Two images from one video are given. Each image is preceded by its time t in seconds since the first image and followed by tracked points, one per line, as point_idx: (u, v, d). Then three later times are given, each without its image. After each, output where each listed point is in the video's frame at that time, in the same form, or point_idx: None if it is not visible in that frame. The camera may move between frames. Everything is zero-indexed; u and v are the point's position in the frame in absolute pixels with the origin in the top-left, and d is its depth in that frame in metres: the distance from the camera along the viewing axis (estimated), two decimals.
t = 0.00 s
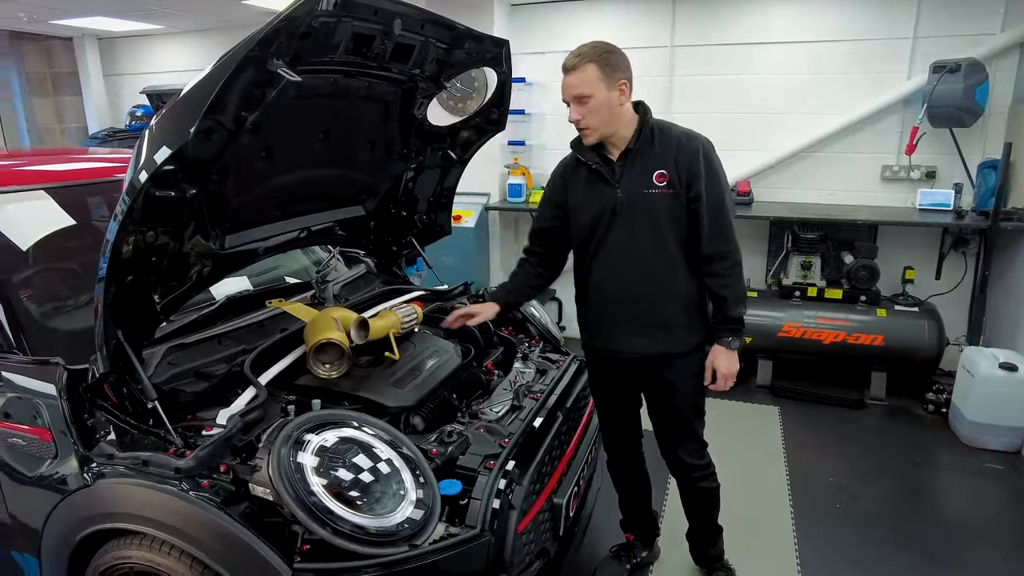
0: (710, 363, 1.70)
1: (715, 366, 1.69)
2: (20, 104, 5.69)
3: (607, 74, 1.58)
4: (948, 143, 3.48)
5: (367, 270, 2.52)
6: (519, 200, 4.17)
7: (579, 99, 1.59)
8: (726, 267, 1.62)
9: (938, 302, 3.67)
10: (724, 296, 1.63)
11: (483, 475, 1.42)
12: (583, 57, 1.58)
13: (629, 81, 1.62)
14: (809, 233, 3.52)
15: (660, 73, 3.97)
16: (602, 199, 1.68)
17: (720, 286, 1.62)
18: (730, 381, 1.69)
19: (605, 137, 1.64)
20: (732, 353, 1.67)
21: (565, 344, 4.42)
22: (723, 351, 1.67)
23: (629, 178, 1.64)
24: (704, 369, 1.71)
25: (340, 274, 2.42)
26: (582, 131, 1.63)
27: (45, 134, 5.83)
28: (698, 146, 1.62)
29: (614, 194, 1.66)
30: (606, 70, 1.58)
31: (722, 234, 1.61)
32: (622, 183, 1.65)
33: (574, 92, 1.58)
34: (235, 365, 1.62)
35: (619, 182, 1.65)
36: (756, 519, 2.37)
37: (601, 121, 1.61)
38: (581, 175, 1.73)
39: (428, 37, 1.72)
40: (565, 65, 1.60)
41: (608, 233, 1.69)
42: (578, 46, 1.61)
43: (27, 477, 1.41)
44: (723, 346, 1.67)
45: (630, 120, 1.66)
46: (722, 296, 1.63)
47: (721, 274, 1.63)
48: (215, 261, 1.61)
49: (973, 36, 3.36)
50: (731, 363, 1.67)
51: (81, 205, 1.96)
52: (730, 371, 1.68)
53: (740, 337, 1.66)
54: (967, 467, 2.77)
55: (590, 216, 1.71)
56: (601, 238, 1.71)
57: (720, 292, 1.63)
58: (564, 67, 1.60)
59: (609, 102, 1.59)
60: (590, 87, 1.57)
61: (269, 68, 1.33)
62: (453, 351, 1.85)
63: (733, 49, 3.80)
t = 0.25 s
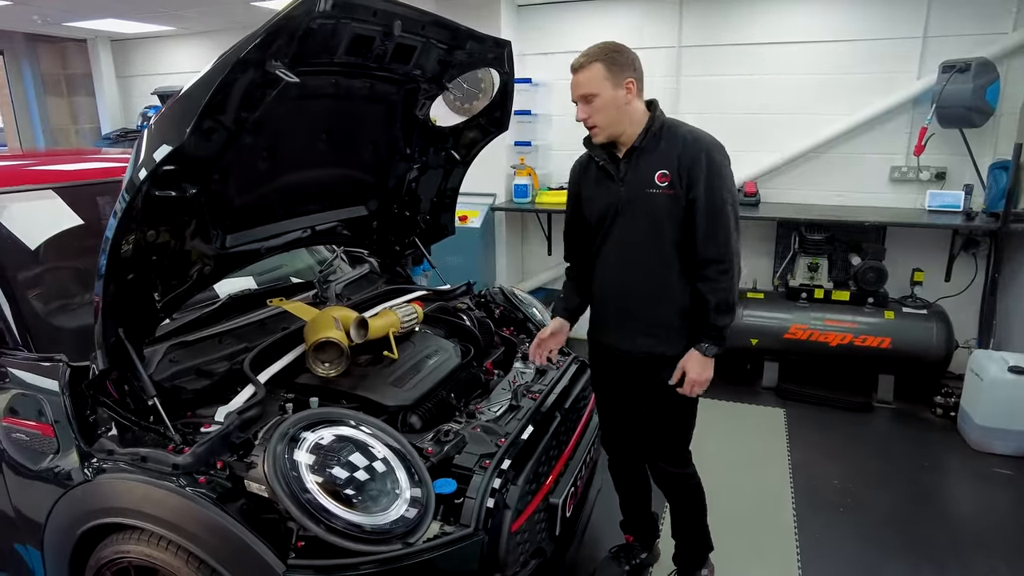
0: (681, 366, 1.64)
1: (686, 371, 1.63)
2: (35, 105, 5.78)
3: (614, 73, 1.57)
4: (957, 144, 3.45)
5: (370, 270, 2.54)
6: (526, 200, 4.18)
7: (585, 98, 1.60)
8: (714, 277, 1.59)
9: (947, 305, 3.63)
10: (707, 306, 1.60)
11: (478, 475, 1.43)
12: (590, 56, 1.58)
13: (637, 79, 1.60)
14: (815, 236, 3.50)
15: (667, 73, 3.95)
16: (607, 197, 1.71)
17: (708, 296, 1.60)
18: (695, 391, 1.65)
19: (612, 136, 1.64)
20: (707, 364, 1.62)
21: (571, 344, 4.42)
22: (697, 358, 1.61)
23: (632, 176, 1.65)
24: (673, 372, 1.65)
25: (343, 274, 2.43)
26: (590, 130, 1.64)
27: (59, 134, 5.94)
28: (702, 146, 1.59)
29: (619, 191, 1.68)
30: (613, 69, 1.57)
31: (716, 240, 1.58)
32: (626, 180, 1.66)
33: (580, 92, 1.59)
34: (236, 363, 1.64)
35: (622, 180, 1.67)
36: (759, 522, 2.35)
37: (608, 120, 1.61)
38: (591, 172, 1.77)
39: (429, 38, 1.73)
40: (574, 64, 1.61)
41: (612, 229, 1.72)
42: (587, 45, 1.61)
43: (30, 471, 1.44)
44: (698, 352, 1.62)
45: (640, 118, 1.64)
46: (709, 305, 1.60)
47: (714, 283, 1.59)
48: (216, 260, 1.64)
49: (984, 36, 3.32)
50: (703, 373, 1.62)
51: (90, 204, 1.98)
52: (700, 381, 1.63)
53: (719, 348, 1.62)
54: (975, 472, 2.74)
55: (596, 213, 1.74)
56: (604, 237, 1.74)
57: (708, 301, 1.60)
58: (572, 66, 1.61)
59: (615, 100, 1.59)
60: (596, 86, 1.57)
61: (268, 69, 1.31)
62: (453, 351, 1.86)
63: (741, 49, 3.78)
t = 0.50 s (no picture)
0: (642, 318, 1.58)
1: (641, 326, 1.57)
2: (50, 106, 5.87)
3: (635, 71, 1.62)
4: (966, 144, 3.42)
5: (375, 270, 2.57)
6: (531, 201, 4.20)
7: (607, 97, 1.66)
8: (715, 276, 1.57)
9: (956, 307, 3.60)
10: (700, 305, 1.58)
11: (472, 474, 1.45)
12: (613, 55, 1.64)
13: (658, 77, 1.65)
14: (822, 236, 3.51)
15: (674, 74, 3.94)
16: (623, 195, 1.78)
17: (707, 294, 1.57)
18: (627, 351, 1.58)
19: (633, 133, 1.70)
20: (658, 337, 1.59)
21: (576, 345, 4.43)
22: (657, 326, 1.57)
23: (645, 177, 1.71)
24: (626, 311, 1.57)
25: (345, 274, 2.45)
26: (611, 126, 1.71)
27: (73, 136, 6.04)
28: (717, 151, 1.59)
29: (635, 191, 1.74)
30: (634, 68, 1.62)
31: (722, 241, 1.56)
32: (641, 182, 1.72)
33: (602, 90, 1.65)
34: (235, 362, 1.68)
35: (637, 180, 1.73)
36: (759, 524, 2.35)
37: (628, 118, 1.67)
38: (615, 168, 1.85)
39: (429, 40, 1.74)
40: (596, 63, 1.67)
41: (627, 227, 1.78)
42: (612, 43, 1.66)
43: (34, 466, 1.47)
44: (662, 321, 1.58)
45: (661, 116, 1.69)
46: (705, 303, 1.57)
47: (719, 283, 1.57)
48: (218, 260, 1.66)
49: (993, 35, 3.29)
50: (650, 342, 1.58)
51: (97, 205, 2.02)
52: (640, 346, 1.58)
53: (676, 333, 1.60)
54: (982, 476, 2.71)
55: (612, 210, 1.82)
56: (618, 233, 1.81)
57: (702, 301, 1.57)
58: (596, 64, 1.67)
59: (636, 99, 1.64)
60: (616, 85, 1.63)
61: (266, 72, 1.33)
62: (451, 351, 1.88)
63: (747, 49, 3.77)
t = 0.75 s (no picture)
0: (640, 246, 1.58)
1: (635, 249, 1.56)
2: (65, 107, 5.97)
3: (663, 66, 1.66)
4: (975, 144, 3.38)
5: (376, 270, 2.58)
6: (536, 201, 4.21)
7: (633, 90, 1.70)
8: (715, 262, 1.58)
9: (965, 309, 3.56)
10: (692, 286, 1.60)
11: (466, 471, 1.46)
12: (641, 50, 1.68)
13: (685, 74, 1.68)
14: (828, 237, 3.48)
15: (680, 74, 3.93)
16: (641, 191, 1.85)
17: (702, 280, 1.59)
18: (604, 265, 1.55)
19: (656, 128, 1.73)
20: (641, 275, 1.57)
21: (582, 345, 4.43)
22: (650, 264, 1.56)
23: (662, 175, 1.77)
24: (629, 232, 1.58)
25: (348, 273, 2.46)
26: (635, 120, 1.75)
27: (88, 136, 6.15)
28: (734, 154, 1.63)
29: (652, 188, 1.80)
30: (662, 63, 1.66)
31: (727, 239, 1.59)
32: (659, 180, 1.78)
33: (629, 83, 1.69)
34: (235, 359, 1.72)
35: (656, 177, 1.79)
36: (759, 525, 2.35)
37: (653, 112, 1.70)
38: (637, 164, 1.91)
39: (428, 41, 1.76)
40: (625, 57, 1.71)
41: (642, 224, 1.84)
42: (641, 37, 1.70)
43: (37, 459, 1.51)
44: (656, 263, 1.57)
45: (684, 113, 1.73)
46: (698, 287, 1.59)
47: (715, 271, 1.58)
48: (218, 259, 1.71)
49: (1004, 34, 3.25)
50: (632, 271, 1.56)
51: (103, 204, 2.06)
52: (620, 268, 1.55)
53: (660, 283, 1.59)
54: (988, 480, 2.68)
55: (630, 205, 1.89)
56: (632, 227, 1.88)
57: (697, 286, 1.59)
58: (624, 57, 1.71)
59: (662, 94, 1.68)
60: (643, 79, 1.67)
61: (263, 73, 1.36)
62: (449, 349, 1.90)
63: (754, 49, 3.75)
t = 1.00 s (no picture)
0: (668, 236, 1.52)
1: (662, 240, 1.50)
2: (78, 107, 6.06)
3: (672, 65, 1.67)
4: (983, 144, 3.35)
5: (379, 268, 2.57)
6: (542, 202, 4.23)
7: (643, 88, 1.70)
8: (743, 255, 1.56)
9: (973, 311, 3.53)
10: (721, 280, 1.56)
11: (459, 469, 1.47)
12: (651, 48, 1.69)
13: (695, 73, 1.69)
14: (834, 238, 3.46)
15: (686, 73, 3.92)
16: (648, 191, 1.85)
17: (732, 273, 1.55)
18: (630, 258, 1.51)
19: (665, 126, 1.74)
20: (669, 267, 1.51)
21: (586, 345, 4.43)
22: (678, 254, 1.50)
23: (668, 175, 1.77)
24: (656, 221, 1.52)
25: (351, 272, 2.47)
26: (644, 119, 1.75)
27: (100, 135, 6.26)
28: (742, 155, 1.63)
29: (659, 189, 1.80)
30: (672, 62, 1.67)
31: (747, 236, 1.59)
32: (666, 181, 1.78)
33: (639, 81, 1.70)
34: (235, 356, 1.75)
35: (662, 177, 1.79)
36: (759, 526, 2.34)
37: (662, 111, 1.71)
38: (645, 162, 1.91)
39: (428, 42, 1.77)
40: (634, 55, 1.72)
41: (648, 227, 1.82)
42: (651, 36, 1.71)
43: (41, 451, 1.54)
44: (685, 254, 1.51)
45: (693, 113, 1.74)
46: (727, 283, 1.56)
47: (743, 267, 1.56)
48: (219, 258, 1.74)
49: (1013, 33, 3.21)
50: (659, 262, 1.50)
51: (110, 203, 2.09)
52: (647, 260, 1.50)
53: (690, 275, 1.53)
54: (994, 483, 2.65)
55: (636, 204, 1.89)
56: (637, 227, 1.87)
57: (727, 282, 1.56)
58: (635, 55, 1.72)
59: (671, 92, 1.69)
60: (653, 77, 1.68)
61: (260, 74, 1.39)
62: (447, 348, 1.91)
63: (761, 48, 3.74)
